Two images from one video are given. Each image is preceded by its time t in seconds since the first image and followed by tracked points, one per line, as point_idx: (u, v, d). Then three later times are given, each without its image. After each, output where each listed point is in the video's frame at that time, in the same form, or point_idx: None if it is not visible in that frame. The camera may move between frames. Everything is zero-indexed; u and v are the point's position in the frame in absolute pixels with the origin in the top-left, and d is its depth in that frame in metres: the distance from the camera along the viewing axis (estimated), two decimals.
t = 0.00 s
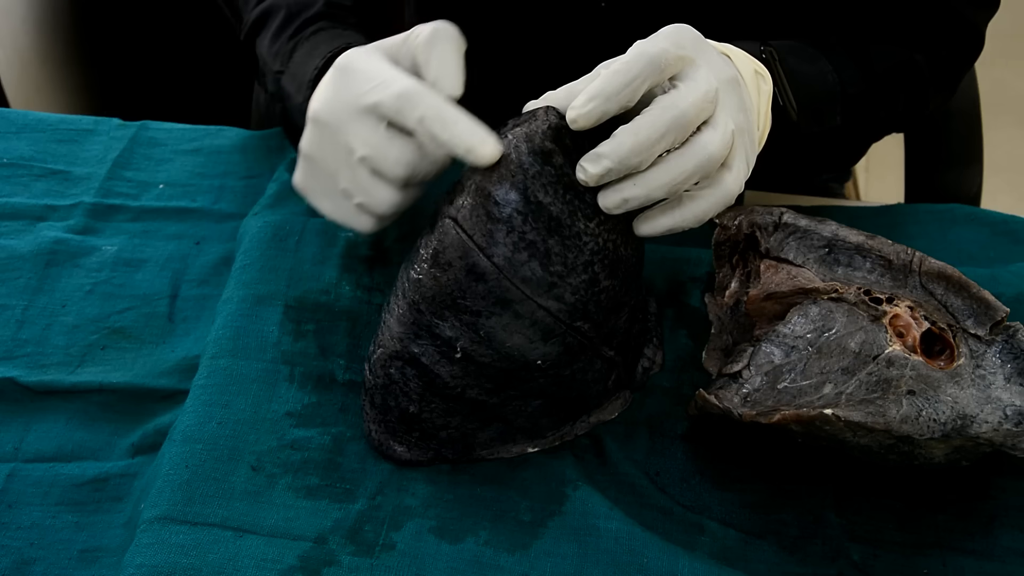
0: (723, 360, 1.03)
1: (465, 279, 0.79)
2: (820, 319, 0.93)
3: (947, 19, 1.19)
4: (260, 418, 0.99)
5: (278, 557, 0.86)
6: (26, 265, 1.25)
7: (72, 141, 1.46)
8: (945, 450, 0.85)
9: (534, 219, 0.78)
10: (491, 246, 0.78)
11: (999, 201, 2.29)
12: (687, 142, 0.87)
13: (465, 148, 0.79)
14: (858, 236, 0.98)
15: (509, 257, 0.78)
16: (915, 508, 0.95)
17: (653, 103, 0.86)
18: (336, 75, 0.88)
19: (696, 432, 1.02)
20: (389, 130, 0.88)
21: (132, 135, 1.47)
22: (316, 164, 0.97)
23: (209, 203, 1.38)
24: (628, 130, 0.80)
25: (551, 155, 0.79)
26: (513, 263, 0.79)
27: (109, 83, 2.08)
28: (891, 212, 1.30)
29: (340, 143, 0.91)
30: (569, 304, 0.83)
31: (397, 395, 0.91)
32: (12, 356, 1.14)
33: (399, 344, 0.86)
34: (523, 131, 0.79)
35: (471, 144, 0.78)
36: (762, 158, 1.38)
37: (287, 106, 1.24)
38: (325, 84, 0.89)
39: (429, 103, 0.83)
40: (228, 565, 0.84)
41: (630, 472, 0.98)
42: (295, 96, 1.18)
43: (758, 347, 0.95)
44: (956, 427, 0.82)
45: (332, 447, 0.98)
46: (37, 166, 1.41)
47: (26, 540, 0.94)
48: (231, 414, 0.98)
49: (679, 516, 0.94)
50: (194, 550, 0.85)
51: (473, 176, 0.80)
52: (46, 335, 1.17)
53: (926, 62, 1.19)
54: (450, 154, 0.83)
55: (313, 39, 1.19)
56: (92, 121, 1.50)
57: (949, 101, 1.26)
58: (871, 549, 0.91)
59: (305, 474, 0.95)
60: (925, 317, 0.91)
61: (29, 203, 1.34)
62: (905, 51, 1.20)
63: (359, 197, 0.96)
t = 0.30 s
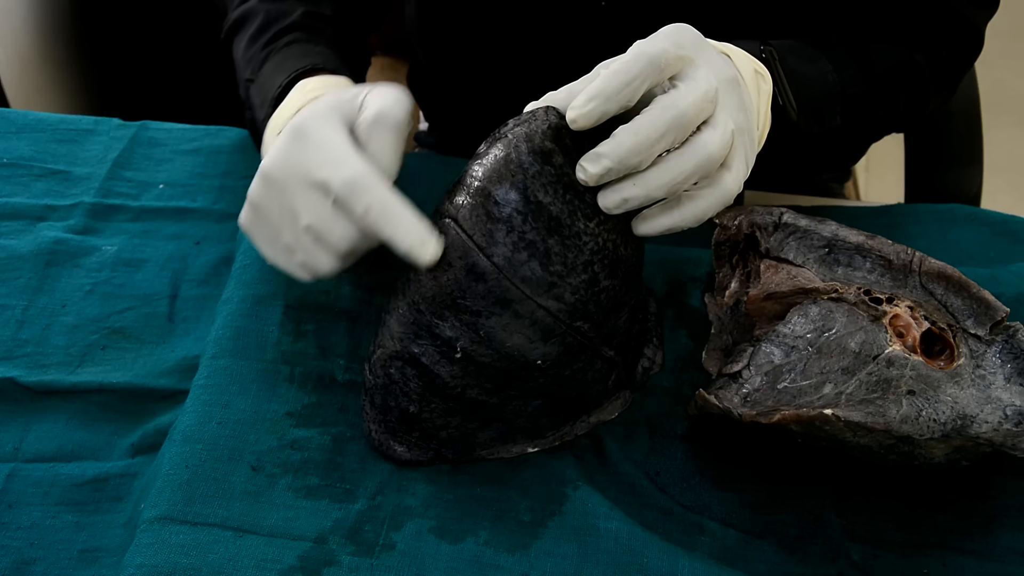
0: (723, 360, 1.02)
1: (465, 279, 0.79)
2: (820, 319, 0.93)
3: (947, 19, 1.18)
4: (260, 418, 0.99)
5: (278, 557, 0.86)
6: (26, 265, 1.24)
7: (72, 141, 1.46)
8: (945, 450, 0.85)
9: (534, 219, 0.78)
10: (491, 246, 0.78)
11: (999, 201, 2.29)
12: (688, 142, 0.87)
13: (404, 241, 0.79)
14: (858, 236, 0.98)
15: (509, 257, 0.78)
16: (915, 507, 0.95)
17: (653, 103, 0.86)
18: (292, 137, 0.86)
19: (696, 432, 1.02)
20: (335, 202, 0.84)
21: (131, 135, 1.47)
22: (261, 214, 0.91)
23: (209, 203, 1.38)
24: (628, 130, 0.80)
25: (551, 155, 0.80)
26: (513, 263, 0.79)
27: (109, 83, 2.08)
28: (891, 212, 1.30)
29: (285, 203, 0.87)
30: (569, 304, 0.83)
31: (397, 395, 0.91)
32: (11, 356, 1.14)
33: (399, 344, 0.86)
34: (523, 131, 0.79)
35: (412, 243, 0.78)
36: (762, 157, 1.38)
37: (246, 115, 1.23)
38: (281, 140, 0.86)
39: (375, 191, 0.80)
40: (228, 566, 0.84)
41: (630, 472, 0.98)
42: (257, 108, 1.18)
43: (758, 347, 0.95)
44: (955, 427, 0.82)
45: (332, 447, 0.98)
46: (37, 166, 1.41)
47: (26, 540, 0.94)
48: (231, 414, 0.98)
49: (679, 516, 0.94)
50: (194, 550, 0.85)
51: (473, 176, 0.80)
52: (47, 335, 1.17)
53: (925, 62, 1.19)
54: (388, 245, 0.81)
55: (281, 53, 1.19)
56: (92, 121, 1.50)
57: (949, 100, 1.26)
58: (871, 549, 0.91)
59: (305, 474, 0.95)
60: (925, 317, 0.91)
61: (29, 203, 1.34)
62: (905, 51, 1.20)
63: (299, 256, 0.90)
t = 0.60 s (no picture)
0: (723, 360, 1.02)
1: (465, 279, 0.79)
2: (820, 319, 0.93)
3: (947, 18, 1.19)
4: (260, 418, 0.99)
5: (278, 557, 0.86)
6: (26, 265, 1.24)
7: (72, 141, 1.46)
8: (945, 450, 0.85)
9: (534, 219, 0.78)
10: (491, 247, 0.78)
11: (999, 201, 2.29)
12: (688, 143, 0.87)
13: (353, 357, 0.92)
14: (858, 236, 0.98)
15: (509, 257, 0.78)
16: (915, 507, 0.95)
17: (653, 103, 0.86)
18: (263, 231, 0.94)
19: (696, 432, 1.02)
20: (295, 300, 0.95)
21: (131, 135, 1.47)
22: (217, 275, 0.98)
23: (209, 203, 1.38)
24: (628, 130, 0.80)
25: (551, 155, 0.80)
26: (512, 264, 0.79)
27: (109, 83, 2.08)
28: (891, 212, 1.30)
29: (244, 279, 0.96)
30: (568, 304, 0.83)
31: (397, 395, 0.92)
32: (11, 356, 1.14)
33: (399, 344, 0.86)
34: (523, 130, 0.79)
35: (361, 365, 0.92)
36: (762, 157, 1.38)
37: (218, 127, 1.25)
38: (250, 227, 0.95)
39: (335, 311, 0.92)
40: (228, 565, 0.84)
41: (630, 472, 0.98)
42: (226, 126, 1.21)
43: (758, 347, 0.95)
44: (956, 427, 0.82)
45: (332, 447, 0.98)
46: (37, 166, 1.41)
47: (26, 540, 0.94)
48: (231, 414, 0.98)
49: (679, 516, 0.94)
50: (194, 550, 0.85)
51: (473, 175, 0.79)
52: (46, 335, 1.17)
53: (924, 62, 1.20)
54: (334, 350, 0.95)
55: (256, 72, 1.20)
56: (92, 121, 1.50)
57: (949, 100, 1.26)
58: (871, 549, 0.91)
59: (305, 474, 0.95)
60: (925, 317, 0.91)
61: (29, 203, 1.34)
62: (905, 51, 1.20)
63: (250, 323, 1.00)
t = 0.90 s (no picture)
0: (723, 360, 1.02)
1: (465, 280, 0.79)
2: (820, 319, 0.93)
3: (947, 18, 1.19)
4: (261, 419, 0.99)
5: (278, 557, 0.86)
6: (26, 265, 1.25)
7: (72, 141, 1.46)
8: (945, 450, 0.85)
9: (534, 220, 0.79)
10: (491, 247, 0.78)
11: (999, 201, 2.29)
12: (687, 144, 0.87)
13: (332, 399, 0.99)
14: (858, 236, 0.98)
15: (509, 258, 0.78)
16: (915, 507, 0.95)
17: (653, 104, 0.86)
18: (268, 265, 1.00)
19: (696, 432, 1.02)
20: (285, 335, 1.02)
21: (131, 135, 1.47)
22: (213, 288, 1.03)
23: (209, 203, 1.38)
24: (628, 131, 0.81)
25: (551, 156, 0.80)
26: (512, 264, 0.79)
27: (109, 83, 2.08)
28: (891, 212, 1.30)
29: (239, 300, 1.02)
30: (568, 305, 0.83)
31: (397, 395, 0.91)
32: (12, 356, 1.14)
33: (399, 344, 0.86)
34: (523, 130, 0.79)
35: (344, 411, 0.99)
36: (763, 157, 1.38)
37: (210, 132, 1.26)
38: (256, 259, 1.00)
39: (323, 358, 0.99)
40: (228, 565, 0.84)
41: (630, 472, 0.98)
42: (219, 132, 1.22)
43: (758, 347, 0.95)
44: (955, 427, 0.82)
45: (332, 447, 0.98)
46: (37, 166, 1.41)
47: (26, 539, 0.94)
48: (231, 414, 0.98)
49: (678, 516, 0.94)
50: (194, 550, 0.85)
51: (473, 176, 0.79)
52: (46, 335, 1.17)
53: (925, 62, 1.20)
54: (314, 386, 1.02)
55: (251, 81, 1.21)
56: (92, 121, 1.50)
57: (949, 100, 1.26)
58: (871, 549, 0.91)
59: (305, 474, 0.95)
60: (925, 317, 0.91)
61: (29, 203, 1.34)
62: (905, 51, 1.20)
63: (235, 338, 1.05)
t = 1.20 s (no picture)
0: (723, 360, 1.03)
1: (465, 280, 0.79)
2: (820, 319, 0.93)
3: (947, 18, 1.19)
4: (260, 419, 0.99)
5: (278, 557, 0.86)
6: (26, 265, 1.25)
7: (72, 141, 1.46)
8: (945, 450, 0.85)
9: (534, 219, 0.79)
10: (491, 247, 0.78)
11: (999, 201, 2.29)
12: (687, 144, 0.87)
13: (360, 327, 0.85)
14: (858, 236, 0.98)
15: (509, 257, 0.78)
16: (915, 507, 0.95)
17: (653, 104, 0.86)
18: (281, 194, 0.83)
19: (696, 432, 1.02)
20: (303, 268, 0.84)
21: (131, 135, 1.48)
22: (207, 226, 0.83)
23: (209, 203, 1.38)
24: (628, 131, 0.81)
25: (551, 155, 0.80)
26: (512, 264, 0.79)
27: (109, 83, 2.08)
28: (891, 212, 1.30)
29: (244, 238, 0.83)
30: (568, 304, 0.83)
31: (397, 395, 0.91)
32: (11, 356, 1.14)
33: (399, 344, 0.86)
34: (523, 130, 0.79)
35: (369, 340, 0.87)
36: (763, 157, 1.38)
37: (219, 112, 1.21)
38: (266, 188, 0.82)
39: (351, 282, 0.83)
40: (228, 565, 0.84)
41: (630, 472, 0.98)
42: (228, 105, 1.16)
43: (758, 347, 0.95)
44: (955, 427, 0.82)
45: (332, 447, 0.98)
46: (37, 166, 1.41)
47: (26, 540, 0.94)
48: (231, 414, 0.98)
49: (678, 516, 0.94)
50: (194, 550, 0.85)
51: (472, 175, 0.79)
52: (46, 335, 1.17)
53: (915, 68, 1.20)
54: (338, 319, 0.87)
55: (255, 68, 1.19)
56: (92, 121, 1.50)
57: (949, 100, 1.26)
58: (871, 549, 0.91)
59: (305, 474, 0.95)
60: (925, 317, 0.91)
61: (29, 203, 1.34)
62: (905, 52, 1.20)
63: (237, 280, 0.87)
